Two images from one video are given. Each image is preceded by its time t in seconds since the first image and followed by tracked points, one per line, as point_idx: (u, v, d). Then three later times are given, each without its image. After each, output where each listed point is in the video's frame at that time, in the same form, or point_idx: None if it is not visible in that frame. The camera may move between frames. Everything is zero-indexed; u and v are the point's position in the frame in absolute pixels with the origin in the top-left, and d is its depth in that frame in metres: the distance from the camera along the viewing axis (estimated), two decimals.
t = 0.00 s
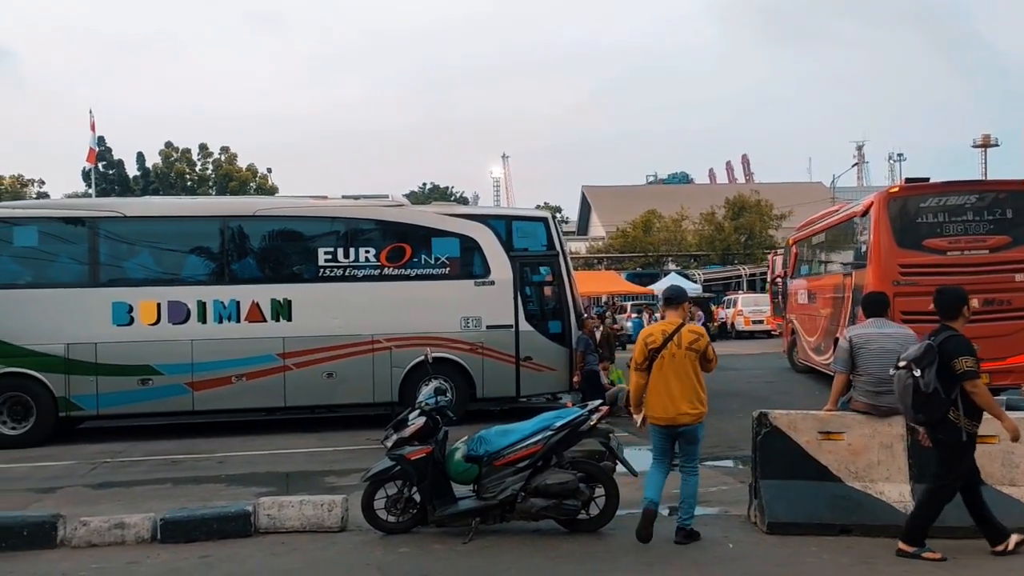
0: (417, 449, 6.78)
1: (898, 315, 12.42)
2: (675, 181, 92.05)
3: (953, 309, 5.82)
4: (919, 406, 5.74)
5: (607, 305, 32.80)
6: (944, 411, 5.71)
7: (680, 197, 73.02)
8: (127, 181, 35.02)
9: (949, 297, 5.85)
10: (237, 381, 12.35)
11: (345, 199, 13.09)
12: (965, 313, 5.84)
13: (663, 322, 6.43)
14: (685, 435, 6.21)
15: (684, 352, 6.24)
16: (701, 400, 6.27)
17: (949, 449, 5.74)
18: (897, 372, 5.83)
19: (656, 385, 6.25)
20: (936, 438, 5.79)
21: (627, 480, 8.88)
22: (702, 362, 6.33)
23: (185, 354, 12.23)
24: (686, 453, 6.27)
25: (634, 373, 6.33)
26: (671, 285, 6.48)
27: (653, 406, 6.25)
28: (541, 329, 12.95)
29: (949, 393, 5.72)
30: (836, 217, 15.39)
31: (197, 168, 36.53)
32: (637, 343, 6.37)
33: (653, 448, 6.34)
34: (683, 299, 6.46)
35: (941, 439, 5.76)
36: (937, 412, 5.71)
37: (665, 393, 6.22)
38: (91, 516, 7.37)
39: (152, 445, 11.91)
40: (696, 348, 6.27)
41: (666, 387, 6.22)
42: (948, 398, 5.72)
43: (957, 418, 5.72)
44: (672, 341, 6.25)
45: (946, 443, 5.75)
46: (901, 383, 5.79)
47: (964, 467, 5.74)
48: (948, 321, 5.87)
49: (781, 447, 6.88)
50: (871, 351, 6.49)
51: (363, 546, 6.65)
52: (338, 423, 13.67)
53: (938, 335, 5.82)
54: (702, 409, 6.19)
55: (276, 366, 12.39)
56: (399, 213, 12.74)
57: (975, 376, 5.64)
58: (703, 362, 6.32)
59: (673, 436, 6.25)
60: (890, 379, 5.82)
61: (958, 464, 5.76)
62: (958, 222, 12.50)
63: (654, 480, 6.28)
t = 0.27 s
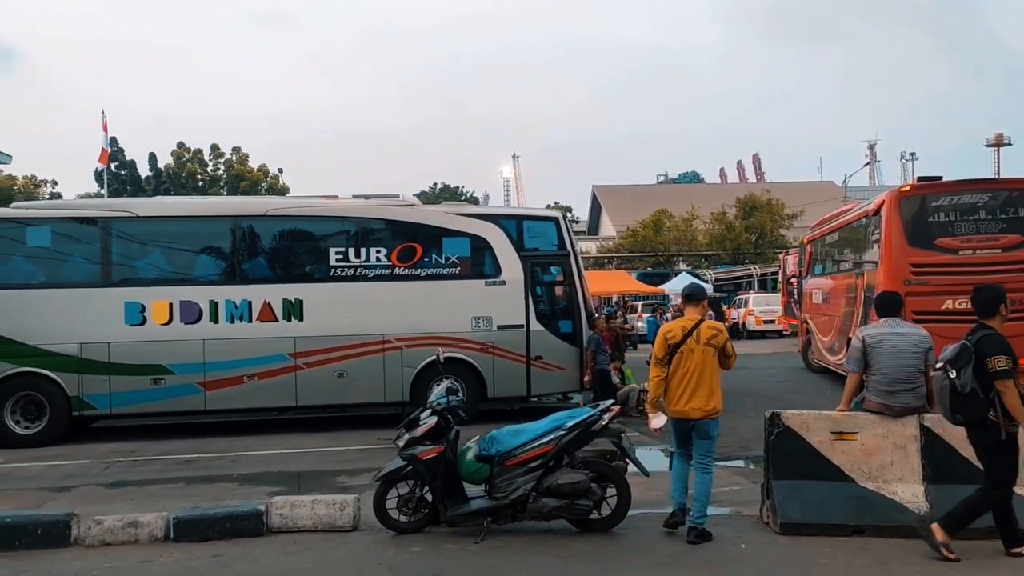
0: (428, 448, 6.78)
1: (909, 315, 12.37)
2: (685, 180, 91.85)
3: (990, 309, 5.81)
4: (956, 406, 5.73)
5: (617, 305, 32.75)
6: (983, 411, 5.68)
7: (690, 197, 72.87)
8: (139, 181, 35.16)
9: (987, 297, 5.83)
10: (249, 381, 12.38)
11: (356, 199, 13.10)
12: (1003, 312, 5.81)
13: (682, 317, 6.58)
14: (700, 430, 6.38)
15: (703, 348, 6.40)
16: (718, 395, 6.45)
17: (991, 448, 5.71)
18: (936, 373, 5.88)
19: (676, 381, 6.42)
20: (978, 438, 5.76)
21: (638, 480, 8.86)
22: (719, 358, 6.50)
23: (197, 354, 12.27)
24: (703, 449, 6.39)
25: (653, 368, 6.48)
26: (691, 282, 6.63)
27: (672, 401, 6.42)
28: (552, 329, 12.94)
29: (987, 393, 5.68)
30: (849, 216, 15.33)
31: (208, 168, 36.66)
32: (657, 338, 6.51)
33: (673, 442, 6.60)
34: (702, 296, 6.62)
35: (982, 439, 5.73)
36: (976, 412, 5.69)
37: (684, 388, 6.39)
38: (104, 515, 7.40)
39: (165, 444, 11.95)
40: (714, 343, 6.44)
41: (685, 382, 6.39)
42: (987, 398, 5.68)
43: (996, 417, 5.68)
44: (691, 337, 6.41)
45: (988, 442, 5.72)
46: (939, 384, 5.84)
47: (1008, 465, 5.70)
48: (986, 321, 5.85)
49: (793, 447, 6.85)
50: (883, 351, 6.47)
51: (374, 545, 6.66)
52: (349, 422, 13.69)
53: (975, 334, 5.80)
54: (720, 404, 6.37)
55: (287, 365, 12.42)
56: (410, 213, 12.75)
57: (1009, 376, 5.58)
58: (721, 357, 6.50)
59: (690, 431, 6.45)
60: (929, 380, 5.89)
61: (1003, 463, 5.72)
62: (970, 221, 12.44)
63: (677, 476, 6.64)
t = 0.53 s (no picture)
0: (436, 448, 6.78)
1: (918, 314, 12.32)
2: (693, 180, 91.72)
3: (1020, 306, 5.81)
4: (981, 402, 5.69)
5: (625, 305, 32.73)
6: (1009, 408, 5.63)
7: (698, 196, 72.76)
8: (148, 181, 35.28)
9: (1018, 294, 5.83)
10: (257, 380, 12.41)
11: (364, 199, 13.12)
12: None
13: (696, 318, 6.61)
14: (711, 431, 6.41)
15: (715, 350, 6.43)
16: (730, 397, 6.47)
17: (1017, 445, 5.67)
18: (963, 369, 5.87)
19: (688, 381, 6.45)
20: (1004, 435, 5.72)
21: (646, 480, 8.85)
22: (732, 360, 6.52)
23: (206, 353, 12.30)
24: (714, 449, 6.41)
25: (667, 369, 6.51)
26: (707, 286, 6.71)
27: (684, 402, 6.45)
28: (560, 329, 12.93)
29: (1013, 390, 5.65)
30: (859, 215, 15.27)
31: (216, 168, 36.77)
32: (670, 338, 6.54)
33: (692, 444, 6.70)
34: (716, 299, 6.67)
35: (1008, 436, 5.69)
36: (1001, 409, 5.64)
37: (696, 389, 6.41)
38: (114, 514, 7.42)
39: (174, 443, 11.99)
40: (726, 345, 6.46)
41: (697, 383, 6.42)
42: (1013, 396, 5.64)
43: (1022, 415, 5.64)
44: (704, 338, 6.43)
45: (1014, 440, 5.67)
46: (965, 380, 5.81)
47: None
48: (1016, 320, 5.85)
49: (803, 447, 6.84)
50: (893, 350, 6.47)
51: (383, 544, 6.67)
52: (357, 422, 13.71)
53: (1003, 331, 5.80)
54: (732, 406, 6.39)
55: (295, 365, 12.44)
56: (418, 213, 12.76)
57: None
58: (733, 360, 6.52)
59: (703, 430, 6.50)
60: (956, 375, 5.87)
61: None
62: (979, 220, 12.39)
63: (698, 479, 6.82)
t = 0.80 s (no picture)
0: (446, 448, 6.78)
1: (927, 314, 12.27)
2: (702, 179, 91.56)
3: None
4: (1011, 401, 5.69)
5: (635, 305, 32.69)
6: None
7: (708, 196, 72.61)
8: (159, 181, 35.40)
9: None
10: (267, 380, 12.44)
11: (373, 199, 13.13)
12: None
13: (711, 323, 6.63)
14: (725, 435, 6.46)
15: (727, 355, 6.44)
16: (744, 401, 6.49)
17: None
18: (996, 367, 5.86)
19: (701, 386, 6.49)
20: None
21: (656, 480, 8.84)
22: (746, 365, 6.52)
23: (216, 353, 12.34)
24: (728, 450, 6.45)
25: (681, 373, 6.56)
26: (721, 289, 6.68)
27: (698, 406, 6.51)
28: (570, 329, 12.93)
29: None
30: (871, 215, 15.21)
31: (226, 168, 36.88)
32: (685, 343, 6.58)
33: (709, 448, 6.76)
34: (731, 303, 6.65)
35: None
36: None
37: (708, 394, 6.46)
38: (125, 513, 7.44)
39: (184, 442, 12.02)
40: (739, 350, 6.47)
41: (710, 387, 6.46)
42: None
43: None
44: (716, 344, 6.46)
45: None
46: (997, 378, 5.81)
47: None
48: None
49: (814, 448, 6.81)
50: (905, 351, 6.51)
51: (394, 544, 6.67)
52: (367, 422, 13.72)
53: None
54: (744, 411, 6.42)
55: (306, 364, 12.46)
56: (427, 213, 12.77)
57: None
58: (747, 364, 6.52)
59: (717, 432, 6.54)
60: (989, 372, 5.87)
61: None
62: (989, 220, 12.33)
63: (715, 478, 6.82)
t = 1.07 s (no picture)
0: (457, 448, 6.79)
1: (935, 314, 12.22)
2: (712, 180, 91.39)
3: None
4: None
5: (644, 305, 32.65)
6: None
7: (717, 196, 72.45)
8: (169, 181, 35.53)
9: None
10: (277, 380, 12.47)
11: (383, 199, 13.15)
12: None
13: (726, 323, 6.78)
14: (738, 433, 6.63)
15: (740, 354, 6.58)
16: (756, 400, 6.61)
17: None
18: None
19: (714, 384, 6.64)
20: None
21: (666, 480, 8.83)
22: (758, 365, 6.63)
23: (226, 353, 12.38)
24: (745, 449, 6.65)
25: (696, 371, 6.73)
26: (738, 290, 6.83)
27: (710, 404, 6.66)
28: (579, 329, 12.92)
29: None
30: (882, 214, 15.14)
31: (236, 168, 37.00)
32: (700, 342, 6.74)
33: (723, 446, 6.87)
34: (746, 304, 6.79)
35: None
36: None
37: (720, 392, 6.60)
38: (137, 512, 7.47)
39: (195, 442, 12.06)
40: (752, 350, 6.60)
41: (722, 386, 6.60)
42: None
43: None
44: (729, 343, 6.61)
45: None
46: None
47: None
48: None
49: (825, 448, 6.79)
50: (915, 351, 6.52)
51: (404, 544, 6.68)
52: (376, 421, 13.75)
53: None
54: (755, 410, 6.54)
55: (315, 364, 12.49)
56: (436, 213, 12.78)
57: None
58: (759, 364, 6.63)
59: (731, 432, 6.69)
60: None
61: None
62: (999, 219, 12.28)
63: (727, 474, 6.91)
